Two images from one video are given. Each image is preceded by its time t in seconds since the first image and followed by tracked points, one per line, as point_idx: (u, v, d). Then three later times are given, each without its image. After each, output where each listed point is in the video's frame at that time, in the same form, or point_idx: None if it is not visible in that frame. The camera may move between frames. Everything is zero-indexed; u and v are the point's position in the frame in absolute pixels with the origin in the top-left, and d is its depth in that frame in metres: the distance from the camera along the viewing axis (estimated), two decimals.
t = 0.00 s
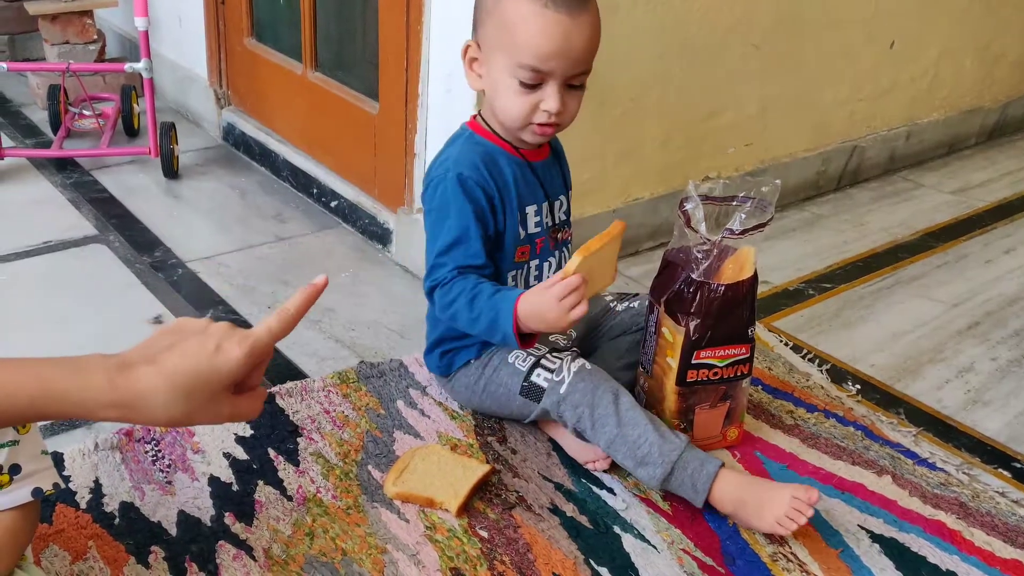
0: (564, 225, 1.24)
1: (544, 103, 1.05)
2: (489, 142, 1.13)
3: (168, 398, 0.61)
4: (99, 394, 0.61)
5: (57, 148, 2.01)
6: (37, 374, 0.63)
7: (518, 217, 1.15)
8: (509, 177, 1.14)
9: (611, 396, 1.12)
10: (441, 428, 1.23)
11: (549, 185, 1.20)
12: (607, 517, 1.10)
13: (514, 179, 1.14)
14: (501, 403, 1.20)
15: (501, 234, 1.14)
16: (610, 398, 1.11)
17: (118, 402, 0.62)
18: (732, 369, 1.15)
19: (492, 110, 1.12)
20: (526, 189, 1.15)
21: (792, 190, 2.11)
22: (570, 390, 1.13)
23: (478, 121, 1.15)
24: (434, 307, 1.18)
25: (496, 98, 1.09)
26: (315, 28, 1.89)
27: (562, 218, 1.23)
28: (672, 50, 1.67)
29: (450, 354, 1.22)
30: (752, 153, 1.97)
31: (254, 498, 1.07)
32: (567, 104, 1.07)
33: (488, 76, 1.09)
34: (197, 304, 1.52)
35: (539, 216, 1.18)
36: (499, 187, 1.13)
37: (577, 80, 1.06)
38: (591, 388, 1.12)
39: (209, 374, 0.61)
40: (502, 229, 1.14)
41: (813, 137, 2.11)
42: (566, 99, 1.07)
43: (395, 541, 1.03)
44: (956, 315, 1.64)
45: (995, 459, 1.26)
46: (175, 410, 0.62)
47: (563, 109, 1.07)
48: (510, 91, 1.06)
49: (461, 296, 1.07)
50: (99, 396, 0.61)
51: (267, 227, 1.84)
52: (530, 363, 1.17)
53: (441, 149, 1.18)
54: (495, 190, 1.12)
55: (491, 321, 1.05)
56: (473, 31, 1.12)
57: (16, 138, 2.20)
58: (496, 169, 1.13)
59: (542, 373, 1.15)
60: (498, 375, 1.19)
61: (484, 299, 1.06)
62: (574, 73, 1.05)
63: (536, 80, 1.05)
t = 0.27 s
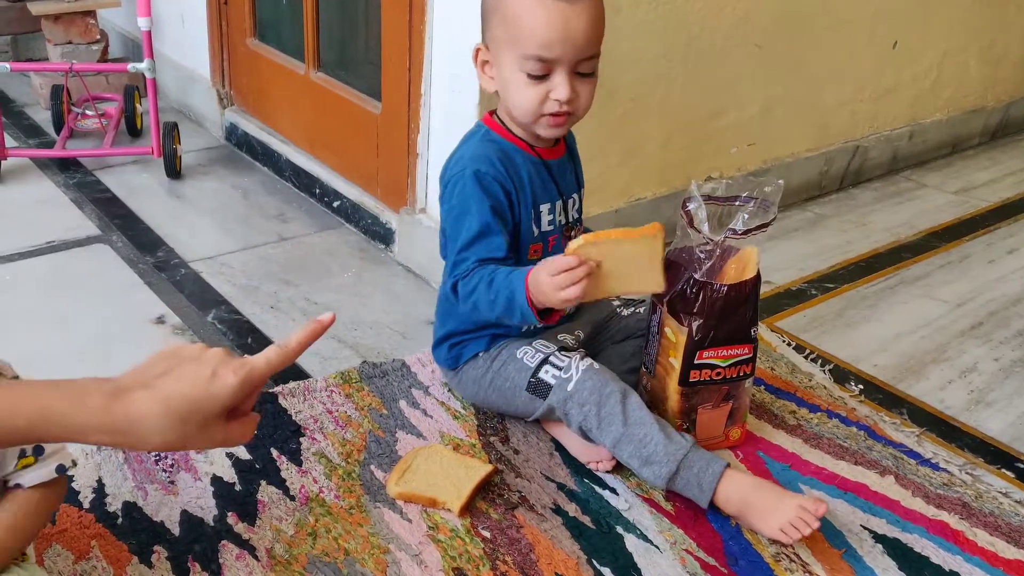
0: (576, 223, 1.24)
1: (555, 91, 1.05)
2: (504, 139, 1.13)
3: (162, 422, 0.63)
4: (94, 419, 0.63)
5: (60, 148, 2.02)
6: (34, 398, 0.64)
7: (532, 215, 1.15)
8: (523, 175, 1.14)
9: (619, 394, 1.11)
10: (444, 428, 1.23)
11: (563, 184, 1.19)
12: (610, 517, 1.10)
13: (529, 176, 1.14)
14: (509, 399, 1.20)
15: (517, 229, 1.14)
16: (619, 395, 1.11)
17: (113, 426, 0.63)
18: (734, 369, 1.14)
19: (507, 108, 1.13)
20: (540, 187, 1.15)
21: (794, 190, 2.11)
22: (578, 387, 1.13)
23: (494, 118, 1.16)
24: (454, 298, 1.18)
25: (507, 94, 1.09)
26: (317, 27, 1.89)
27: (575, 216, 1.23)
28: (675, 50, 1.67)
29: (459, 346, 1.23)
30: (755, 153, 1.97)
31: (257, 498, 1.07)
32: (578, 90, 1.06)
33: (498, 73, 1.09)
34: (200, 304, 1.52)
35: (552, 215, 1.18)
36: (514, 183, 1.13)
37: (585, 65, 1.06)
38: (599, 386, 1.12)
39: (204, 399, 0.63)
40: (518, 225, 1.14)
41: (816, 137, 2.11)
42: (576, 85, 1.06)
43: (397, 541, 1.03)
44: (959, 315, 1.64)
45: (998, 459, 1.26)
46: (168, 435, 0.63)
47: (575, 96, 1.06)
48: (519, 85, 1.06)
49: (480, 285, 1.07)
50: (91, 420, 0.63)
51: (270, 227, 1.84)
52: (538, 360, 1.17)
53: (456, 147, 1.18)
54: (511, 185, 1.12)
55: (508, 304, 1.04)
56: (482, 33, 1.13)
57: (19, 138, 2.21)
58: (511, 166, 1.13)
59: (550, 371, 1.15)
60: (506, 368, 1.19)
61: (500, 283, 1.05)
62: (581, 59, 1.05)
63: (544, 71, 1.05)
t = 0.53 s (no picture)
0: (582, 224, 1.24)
1: (549, 88, 1.05)
2: (513, 137, 1.13)
3: (158, 436, 0.62)
4: (89, 432, 0.62)
5: (62, 147, 2.02)
6: (24, 411, 0.62)
7: (538, 215, 1.15)
8: (531, 175, 1.14)
9: (623, 395, 1.11)
10: (445, 428, 1.23)
11: (570, 185, 1.19)
12: (612, 517, 1.10)
13: (537, 177, 1.14)
14: (512, 399, 1.20)
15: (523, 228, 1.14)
16: (623, 396, 1.11)
17: (109, 437, 0.62)
18: (736, 369, 1.14)
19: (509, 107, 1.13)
20: (548, 187, 1.15)
21: (796, 190, 2.11)
22: (582, 387, 1.13)
23: (504, 117, 1.16)
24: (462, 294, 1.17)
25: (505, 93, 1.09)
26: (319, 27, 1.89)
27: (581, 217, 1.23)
28: (677, 49, 1.67)
29: (463, 344, 1.23)
30: (756, 153, 1.97)
31: (259, 497, 1.07)
32: (572, 86, 1.06)
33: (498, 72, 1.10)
34: (202, 304, 1.52)
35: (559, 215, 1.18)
36: (521, 182, 1.12)
37: (580, 60, 1.06)
38: (603, 386, 1.12)
39: (202, 410, 0.63)
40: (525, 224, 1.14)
41: (817, 137, 2.11)
42: (571, 81, 1.06)
43: (399, 541, 1.03)
44: (961, 316, 1.64)
45: (999, 460, 1.26)
46: (165, 447, 0.63)
47: (570, 92, 1.06)
48: (515, 83, 1.07)
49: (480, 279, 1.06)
50: (88, 433, 0.62)
51: (271, 226, 1.84)
52: (542, 360, 1.17)
53: (465, 143, 1.18)
54: (518, 183, 1.12)
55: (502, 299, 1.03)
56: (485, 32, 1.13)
57: (21, 138, 2.21)
58: (520, 165, 1.13)
59: (553, 371, 1.16)
60: (509, 368, 1.19)
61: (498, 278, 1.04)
62: (576, 55, 1.05)
63: (537, 68, 1.05)
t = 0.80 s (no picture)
0: (583, 225, 1.23)
1: (542, 98, 1.06)
2: (512, 140, 1.13)
3: (152, 437, 0.63)
4: (84, 431, 0.62)
5: (63, 147, 2.02)
6: (23, 411, 0.62)
7: (536, 218, 1.15)
8: (531, 178, 1.13)
9: (624, 396, 1.11)
10: (446, 428, 1.23)
11: (571, 188, 1.19)
12: (612, 517, 1.10)
13: (538, 181, 1.14)
14: (512, 399, 1.20)
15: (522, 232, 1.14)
16: (623, 397, 1.11)
17: (105, 437, 0.62)
18: (736, 369, 1.14)
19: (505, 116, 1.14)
20: (547, 190, 1.15)
21: (797, 191, 2.11)
22: (582, 388, 1.13)
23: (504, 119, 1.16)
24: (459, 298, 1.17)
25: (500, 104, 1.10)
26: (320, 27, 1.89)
27: (582, 218, 1.22)
28: (678, 49, 1.67)
29: (462, 346, 1.23)
30: (757, 153, 1.97)
31: (259, 497, 1.07)
32: (566, 95, 1.06)
33: (492, 83, 1.11)
34: (203, 304, 1.52)
35: (558, 218, 1.17)
36: (521, 186, 1.12)
37: (572, 69, 1.05)
38: (604, 386, 1.12)
39: (196, 408, 0.64)
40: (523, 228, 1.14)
41: (818, 137, 2.11)
42: (563, 90, 1.06)
43: (399, 541, 1.03)
44: (961, 316, 1.64)
45: (1000, 460, 1.26)
46: (158, 447, 0.63)
47: (564, 100, 1.06)
48: (509, 96, 1.08)
49: (478, 289, 1.07)
50: (83, 433, 0.62)
51: (272, 226, 1.84)
52: (542, 361, 1.17)
53: (465, 145, 1.18)
54: (517, 187, 1.12)
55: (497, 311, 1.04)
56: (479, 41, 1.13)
57: (22, 138, 2.21)
58: (518, 169, 1.13)
59: (554, 372, 1.16)
60: (509, 369, 1.19)
61: (494, 289, 1.05)
62: (564, 63, 1.04)
63: (529, 80, 1.06)
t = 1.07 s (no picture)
0: (582, 225, 1.23)
1: (532, 111, 1.06)
2: (508, 143, 1.13)
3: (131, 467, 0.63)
4: (68, 458, 0.62)
5: (63, 147, 2.02)
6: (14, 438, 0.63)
7: (531, 220, 1.15)
8: (526, 181, 1.14)
9: (624, 396, 1.11)
10: (446, 427, 1.23)
11: (568, 189, 1.19)
12: (612, 516, 1.10)
13: (532, 183, 1.14)
14: (511, 400, 1.21)
15: (517, 235, 1.14)
16: (621, 397, 1.11)
17: (86, 464, 0.62)
18: (736, 369, 1.14)
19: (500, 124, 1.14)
20: (542, 192, 1.15)
21: (797, 191, 2.11)
22: (582, 388, 1.13)
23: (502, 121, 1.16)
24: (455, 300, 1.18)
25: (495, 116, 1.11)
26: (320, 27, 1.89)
27: (581, 219, 1.22)
28: (678, 48, 1.67)
29: (460, 347, 1.23)
30: (757, 153, 1.97)
31: (259, 496, 1.07)
32: (556, 105, 1.06)
33: (484, 94, 1.11)
34: (203, 304, 1.52)
35: (554, 219, 1.17)
36: (517, 189, 1.13)
37: (560, 79, 1.05)
38: (603, 387, 1.12)
39: (175, 444, 0.64)
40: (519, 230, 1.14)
41: (818, 138, 2.11)
42: (553, 100, 1.06)
43: (399, 540, 1.03)
44: (961, 316, 1.64)
45: (1000, 460, 1.26)
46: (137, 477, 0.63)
47: (554, 110, 1.06)
48: (502, 110, 1.09)
49: (471, 292, 1.09)
50: (65, 461, 0.62)
51: (272, 226, 1.85)
52: (542, 361, 1.17)
53: (463, 147, 1.18)
54: (513, 190, 1.12)
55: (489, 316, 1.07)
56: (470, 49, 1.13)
57: (23, 138, 2.21)
58: (514, 171, 1.13)
59: (553, 372, 1.16)
60: (509, 369, 1.19)
61: (485, 294, 1.07)
62: (551, 75, 1.04)
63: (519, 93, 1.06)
